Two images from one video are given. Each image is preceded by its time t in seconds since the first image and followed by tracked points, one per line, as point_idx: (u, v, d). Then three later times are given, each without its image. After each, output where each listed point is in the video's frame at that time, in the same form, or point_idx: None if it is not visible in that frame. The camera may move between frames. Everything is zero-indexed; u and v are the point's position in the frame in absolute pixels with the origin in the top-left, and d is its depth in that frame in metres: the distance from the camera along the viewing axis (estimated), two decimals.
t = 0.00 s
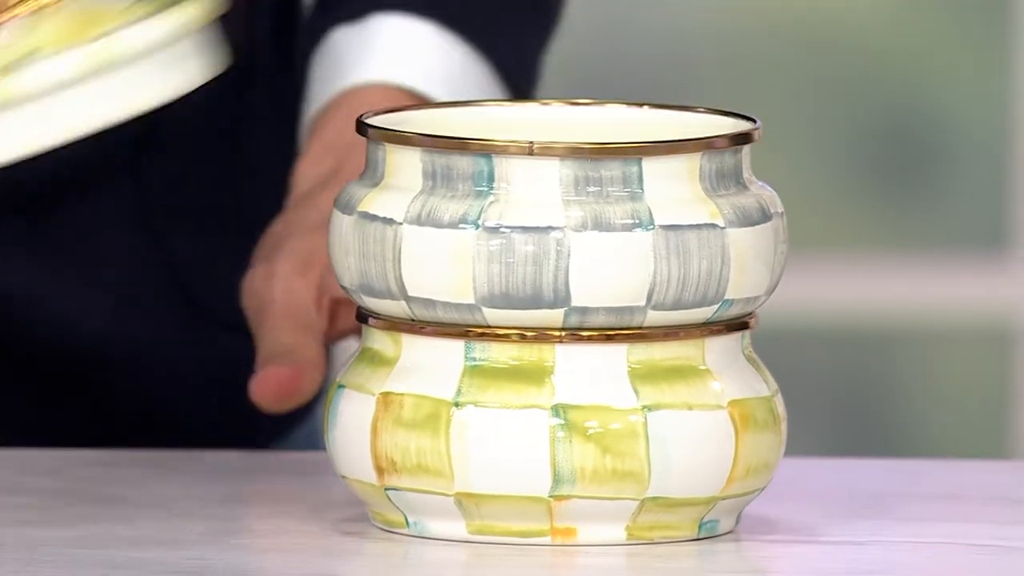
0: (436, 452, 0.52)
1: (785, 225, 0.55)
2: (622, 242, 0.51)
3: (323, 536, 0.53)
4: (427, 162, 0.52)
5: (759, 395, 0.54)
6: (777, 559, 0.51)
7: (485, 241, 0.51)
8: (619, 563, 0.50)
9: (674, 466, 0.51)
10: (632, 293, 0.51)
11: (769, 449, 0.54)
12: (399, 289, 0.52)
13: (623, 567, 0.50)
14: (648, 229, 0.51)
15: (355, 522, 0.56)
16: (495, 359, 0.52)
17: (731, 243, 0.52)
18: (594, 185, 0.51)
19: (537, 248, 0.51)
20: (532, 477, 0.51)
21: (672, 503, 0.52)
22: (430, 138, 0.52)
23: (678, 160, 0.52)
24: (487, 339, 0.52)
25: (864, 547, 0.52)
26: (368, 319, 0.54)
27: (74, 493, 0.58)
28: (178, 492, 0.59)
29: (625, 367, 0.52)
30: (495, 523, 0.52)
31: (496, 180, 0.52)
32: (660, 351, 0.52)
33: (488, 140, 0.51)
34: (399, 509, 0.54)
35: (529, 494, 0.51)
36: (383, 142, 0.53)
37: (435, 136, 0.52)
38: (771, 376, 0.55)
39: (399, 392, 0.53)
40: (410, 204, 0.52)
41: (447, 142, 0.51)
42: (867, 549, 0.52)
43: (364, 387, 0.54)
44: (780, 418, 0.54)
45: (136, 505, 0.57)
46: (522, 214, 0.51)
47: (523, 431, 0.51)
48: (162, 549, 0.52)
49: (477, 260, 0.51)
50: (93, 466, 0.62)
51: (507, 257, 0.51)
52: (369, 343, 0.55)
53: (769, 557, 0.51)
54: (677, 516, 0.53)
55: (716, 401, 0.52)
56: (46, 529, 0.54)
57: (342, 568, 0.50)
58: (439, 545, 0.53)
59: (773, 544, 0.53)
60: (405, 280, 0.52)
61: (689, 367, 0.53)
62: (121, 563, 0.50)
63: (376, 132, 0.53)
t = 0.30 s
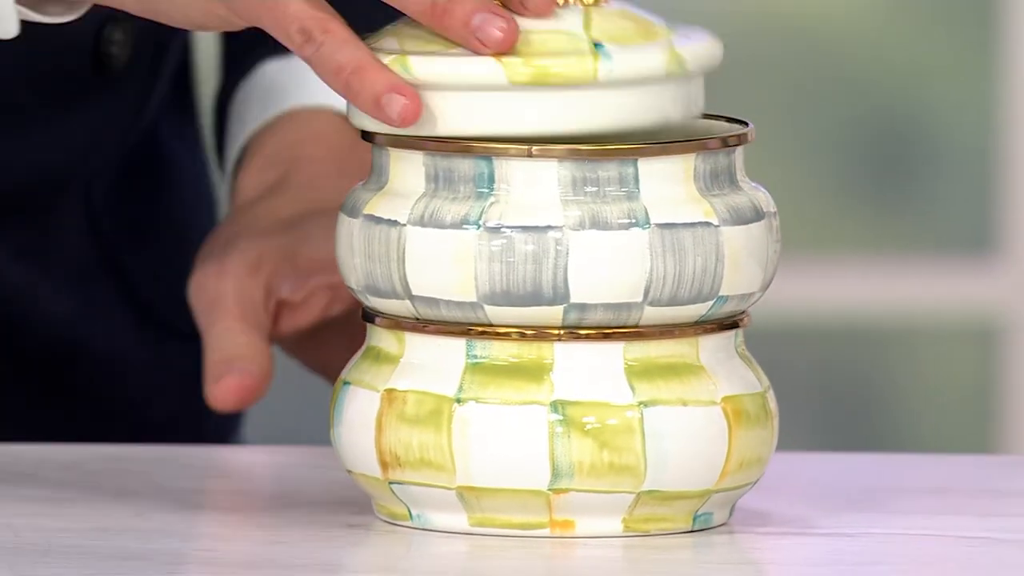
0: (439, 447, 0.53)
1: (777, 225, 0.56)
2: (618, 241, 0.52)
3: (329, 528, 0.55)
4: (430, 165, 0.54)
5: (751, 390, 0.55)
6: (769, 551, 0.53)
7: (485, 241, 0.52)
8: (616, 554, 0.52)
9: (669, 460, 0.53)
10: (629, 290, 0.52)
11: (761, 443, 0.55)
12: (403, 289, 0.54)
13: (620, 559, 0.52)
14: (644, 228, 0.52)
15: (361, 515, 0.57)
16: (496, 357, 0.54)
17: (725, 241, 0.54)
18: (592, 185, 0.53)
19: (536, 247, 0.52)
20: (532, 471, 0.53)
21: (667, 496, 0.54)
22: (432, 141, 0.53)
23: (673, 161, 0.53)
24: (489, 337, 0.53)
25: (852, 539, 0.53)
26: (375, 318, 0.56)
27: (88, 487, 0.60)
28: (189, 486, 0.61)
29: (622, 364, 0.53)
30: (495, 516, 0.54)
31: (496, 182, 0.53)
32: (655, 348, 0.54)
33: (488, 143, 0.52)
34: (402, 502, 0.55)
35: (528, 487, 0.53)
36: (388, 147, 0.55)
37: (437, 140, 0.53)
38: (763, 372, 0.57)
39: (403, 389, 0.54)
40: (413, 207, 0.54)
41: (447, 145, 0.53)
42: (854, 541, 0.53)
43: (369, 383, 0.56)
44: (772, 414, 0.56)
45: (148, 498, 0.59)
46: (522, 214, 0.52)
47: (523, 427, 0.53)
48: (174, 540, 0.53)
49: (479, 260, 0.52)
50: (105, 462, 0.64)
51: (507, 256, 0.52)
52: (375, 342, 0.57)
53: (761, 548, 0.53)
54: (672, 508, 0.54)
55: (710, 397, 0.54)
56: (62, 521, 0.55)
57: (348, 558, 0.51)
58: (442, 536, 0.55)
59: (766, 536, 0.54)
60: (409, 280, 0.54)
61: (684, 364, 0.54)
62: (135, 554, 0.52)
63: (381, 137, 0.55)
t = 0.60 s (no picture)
0: (444, 443, 0.55)
1: (771, 230, 0.58)
2: (616, 245, 0.54)
3: (338, 522, 0.57)
4: (435, 170, 0.56)
5: (747, 388, 0.57)
6: (763, 543, 0.54)
7: (487, 243, 0.54)
8: (615, 547, 0.54)
9: (666, 456, 0.55)
10: (626, 292, 0.54)
11: (756, 439, 0.57)
12: (407, 289, 0.56)
13: (618, 551, 0.53)
14: (641, 233, 0.54)
15: (368, 508, 0.59)
16: (499, 355, 0.55)
17: (719, 246, 0.55)
18: (591, 192, 0.55)
19: (536, 250, 0.54)
20: (533, 465, 0.54)
21: (664, 490, 0.55)
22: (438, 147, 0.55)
23: (669, 167, 0.55)
24: (492, 336, 0.55)
25: (843, 532, 0.55)
26: (381, 317, 0.58)
27: (100, 480, 0.62)
28: (199, 480, 0.62)
29: (620, 363, 0.55)
30: (499, 509, 0.56)
31: (499, 187, 0.55)
32: (653, 348, 0.56)
33: (492, 149, 0.54)
34: (408, 496, 0.57)
35: (529, 482, 0.55)
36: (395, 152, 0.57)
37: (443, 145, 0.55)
38: (758, 370, 0.58)
39: (409, 386, 0.56)
40: (418, 209, 0.56)
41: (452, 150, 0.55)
42: (845, 533, 0.55)
43: (376, 380, 0.57)
44: (766, 411, 0.58)
45: (160, 491, 0.61)
46: (522, 218, 0.54)
47: (525, 423, 0.54)
48: (186, 533, 0.55)
49: (480, 261, 0.54)
50: (116, 457, 0.66)
51: (508, 258, 0.54)
52: (383, 340, 0.58)
53: (756, 541, 0.55)
54: (669, 502, 0.56)
55: (706, 395, 0.56)
56: (76, 513, 0.57)
57: (356, 550, 0.53)
58: (447, 529, 0.56)
59: (760, 528, 0.56)
60: (413, 280, 0.55)
61: (681, 363, 0.56)
62: (149, 546, 0.54)
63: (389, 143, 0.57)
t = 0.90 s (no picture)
0: (445, 443, 0.57)
1: (762, 238, 0.60)
2: (610, 252, 0.56)
3: (343, 519, 0.59)
4: (436, 179, 0.58)
5: (737, 390, 0.59)
6: (753, 540, 0.56)
7: (487, 250, 0.56)
8: (611, 543, 0.56)
9: (659, 456, 0.57)
10: (621, 298, 0.56)
11: (746, 439, 0.59)
12: (409, 294, 0.58)
13: (613, 547, 0.55)
14: (635, 240, 0.56)
15: (372, 507, 0.61)
16: (498, 358, 0.57)
17: (710, 252, 0.57)
18: (587, 200, 0.57)
19: (534, 257, 0.56)
20: (530, 465, 0.56)
21: (658, 489, 0.57)
22: (439, 157, 0.57)
23: (663, 177, 0.57)
24: (491, 340, 0.57)
25: (830, 529, 0.57)
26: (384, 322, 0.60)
27: (114, 479, 0.64)
28: (209, 478, 0.64)
29: (616, 366, 0.57)
30: (498, 507, 0.58)
31: (498, 196, 0.57)
32: (648, 351, 0.58)
33: (491, 159, 0.56)
34: (411, 494, 0.59)
35: (528, 480, 0.57)
36: (397, 162, 0.59)
37: (444, 156, 0.57)
38: (749, 373, 0.60)
39: (412, 388, 0.58)
40: (419, 217, 0.58)
41: (454, 160, 0.57)
42: (836, 530, 0.57)
43: (379, 383, 0.59)
44: (756, 412, 0.60)
45: (171, 490, 0.62)
46: (521, 226, 0.56)
47: (524, 424, 0.56)
48: (197, 530, 0.57)
49: (480, 268, 0.56)
50: (129, 456, 0.68)
51: (508, 265, 0.56)
52: (386, 344, 0.60)
53: (747, 538, 0.57)
54: (663, 501, 0.58)
55: (699, 396, 0.58)
56: (90, 511, 0.59)
57: (360, 547, 0.55)
58: (448, 527, 0.58)
59: (751, 526, 0.58)
60: (415, 286, 0.57)
61: (674, 366, 0.58)
62: (161, 542, 0.56)
63: (391, 153, 0.59)
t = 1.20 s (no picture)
0: (447, 447, 0.59)
1: (755, 248, 0.62)
2: (608, 261, 0.58)
3: (347, 521, 0.60)
4: (438, 191, 0.59)
5: (732, 396, 0.61)
6: (747, 541, 0.58)
7: (488, 259, 0.58)
8: (608, 545, 0.57)
9: (656, 459, 0.58)
10: (618, 306, 0.58)
11: (740, 444, 0.61)
12: (413, 302, 0.59)
13: (611, 549, 0.57)
14: (632, 250, 0.58)
15: (375, 509, 0.63)
16: (499, 365, 0.59)
17: (705, 262, 0.59)
18: (585, 212, 0.58)
19: (534, 266, 0.57)
20: (530, 469, 0.58)
21: (655, 492, 0.59)
22: (443, 169, 0.59)
23: (659, 189, 0.59)
24: (492, 347, 0.59)
25: (821, 531, 0.59)
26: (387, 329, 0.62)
27: (124, 482, 0.65)
28: (217, 481, 0.66)
29: (614, 373, 0.59)
30: (498, 509, 0.59)
31: (499, 207, 0.59)
32: (644, 358, 0.59)
33: (492, 171, 0.58)
34: (414, 497, 0.61)
35: (528, 483, 0.58)
36: (401, 174, 0.60)
37: (446, 168, 0.59)
38: (743, 379, 0.62)
39: (416, 394, 0.60)
40: (423, 227, 0.59)
41: (457, 173, 0.58)
42: (829, 532, 0.59)
43: (383, 389, 0.61)
44: (750, 417, 0.61)
45: (180, 493, 0.64)
46: (520, 237, 0.58)
47: (524, 428, 0.58)
48: (206, 531, 0.59)
49: (482, 277, 0.58)
50: (138, 459, 0.70)
51: (508, 274, 0.58)
52: (389, 351, 0.62)
53: (740, 539, 0.58)
54: (659, 503, 0.60)
55: (694, 402, 0.59)
56: (102, 513, 0.61)
57: (365, 547, 0.57)
58: (450, 529, 0.60)
59: (746, 527, 0.60)
60: (418, 295, 0.59)
61: (671, 373, 0.60)
62: (172, 544, 0.57)
63: (394, 166, 0.60)
